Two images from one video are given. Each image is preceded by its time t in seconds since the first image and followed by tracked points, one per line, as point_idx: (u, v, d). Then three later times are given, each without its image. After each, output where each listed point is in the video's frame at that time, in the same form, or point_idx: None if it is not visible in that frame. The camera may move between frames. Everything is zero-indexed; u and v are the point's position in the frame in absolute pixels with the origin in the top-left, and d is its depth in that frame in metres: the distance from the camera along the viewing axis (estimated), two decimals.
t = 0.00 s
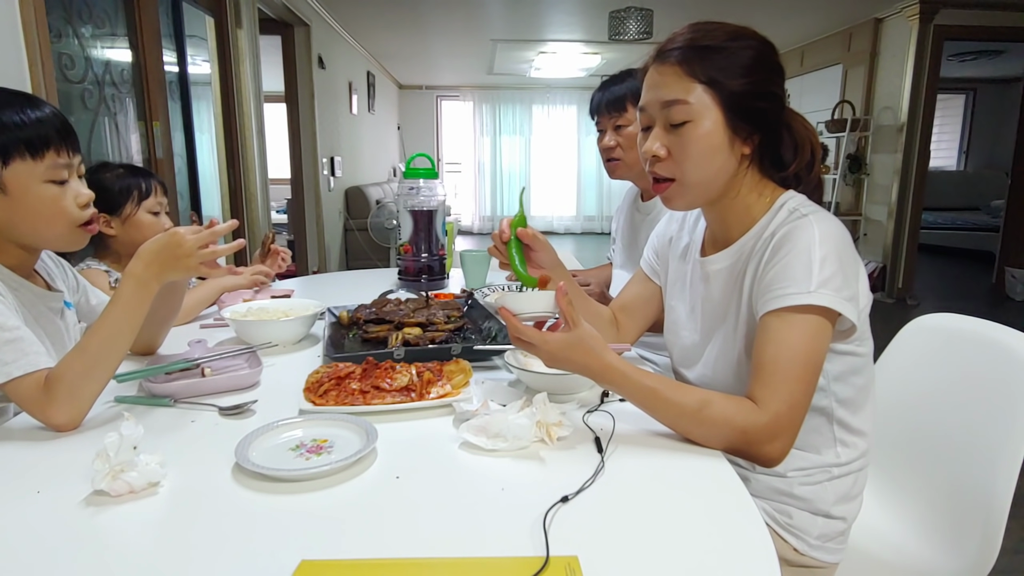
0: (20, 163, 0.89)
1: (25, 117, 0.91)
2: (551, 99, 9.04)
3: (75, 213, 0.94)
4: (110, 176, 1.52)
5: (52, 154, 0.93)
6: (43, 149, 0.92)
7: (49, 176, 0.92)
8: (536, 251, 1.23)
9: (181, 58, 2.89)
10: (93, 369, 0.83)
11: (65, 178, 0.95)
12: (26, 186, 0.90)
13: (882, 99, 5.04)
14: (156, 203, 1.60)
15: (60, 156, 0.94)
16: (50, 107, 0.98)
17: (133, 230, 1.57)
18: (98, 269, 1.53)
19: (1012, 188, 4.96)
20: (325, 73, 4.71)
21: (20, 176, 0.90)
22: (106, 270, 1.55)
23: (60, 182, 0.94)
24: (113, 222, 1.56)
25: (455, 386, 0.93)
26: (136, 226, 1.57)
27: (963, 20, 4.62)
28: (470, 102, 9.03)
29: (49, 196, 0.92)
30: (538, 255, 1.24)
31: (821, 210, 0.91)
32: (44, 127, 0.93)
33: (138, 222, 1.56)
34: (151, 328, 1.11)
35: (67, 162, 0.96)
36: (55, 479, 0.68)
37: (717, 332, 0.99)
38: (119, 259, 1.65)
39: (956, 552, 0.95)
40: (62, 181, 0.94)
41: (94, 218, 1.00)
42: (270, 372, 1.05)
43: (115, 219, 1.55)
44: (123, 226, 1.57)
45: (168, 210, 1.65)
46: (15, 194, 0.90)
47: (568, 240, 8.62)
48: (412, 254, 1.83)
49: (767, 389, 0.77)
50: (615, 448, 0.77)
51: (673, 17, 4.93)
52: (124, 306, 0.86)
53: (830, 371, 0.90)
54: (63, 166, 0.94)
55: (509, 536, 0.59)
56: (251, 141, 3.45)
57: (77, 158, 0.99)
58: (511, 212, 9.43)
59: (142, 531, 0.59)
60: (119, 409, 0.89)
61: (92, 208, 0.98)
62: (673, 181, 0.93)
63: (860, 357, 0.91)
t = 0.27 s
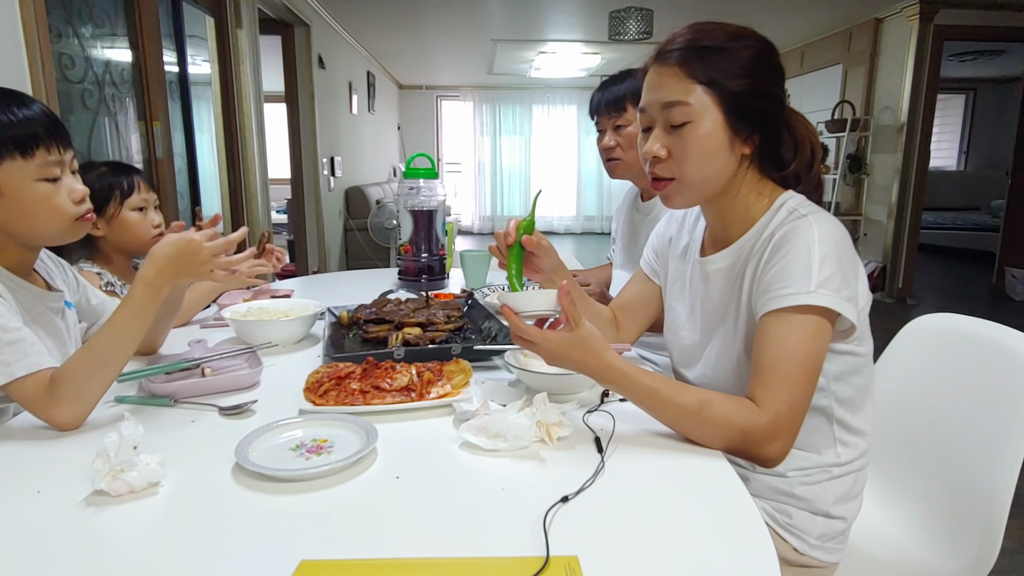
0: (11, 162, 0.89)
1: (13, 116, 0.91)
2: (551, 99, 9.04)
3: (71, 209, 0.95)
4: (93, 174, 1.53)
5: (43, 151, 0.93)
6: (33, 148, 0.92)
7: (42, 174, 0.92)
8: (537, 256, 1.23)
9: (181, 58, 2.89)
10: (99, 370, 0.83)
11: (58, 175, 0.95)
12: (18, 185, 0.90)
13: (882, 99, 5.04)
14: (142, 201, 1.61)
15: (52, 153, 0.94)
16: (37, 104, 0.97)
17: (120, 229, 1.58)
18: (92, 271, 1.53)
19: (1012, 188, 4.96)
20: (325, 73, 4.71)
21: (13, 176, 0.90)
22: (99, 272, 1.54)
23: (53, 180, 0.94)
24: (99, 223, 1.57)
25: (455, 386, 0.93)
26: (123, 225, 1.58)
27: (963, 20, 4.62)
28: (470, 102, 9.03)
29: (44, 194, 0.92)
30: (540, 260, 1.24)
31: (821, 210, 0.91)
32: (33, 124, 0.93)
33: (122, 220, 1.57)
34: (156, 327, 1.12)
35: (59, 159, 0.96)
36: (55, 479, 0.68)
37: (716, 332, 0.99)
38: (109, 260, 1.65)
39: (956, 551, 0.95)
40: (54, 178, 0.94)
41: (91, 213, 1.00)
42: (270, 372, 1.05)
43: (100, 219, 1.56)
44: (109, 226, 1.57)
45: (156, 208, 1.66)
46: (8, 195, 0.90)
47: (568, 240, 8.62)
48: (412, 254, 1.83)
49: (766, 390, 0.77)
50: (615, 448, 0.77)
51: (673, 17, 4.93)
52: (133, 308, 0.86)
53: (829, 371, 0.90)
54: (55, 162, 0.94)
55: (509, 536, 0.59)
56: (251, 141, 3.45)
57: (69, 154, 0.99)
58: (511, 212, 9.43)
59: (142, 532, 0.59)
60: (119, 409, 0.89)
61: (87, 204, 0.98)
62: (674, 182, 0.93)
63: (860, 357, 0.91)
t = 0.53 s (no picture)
0: None
1: None
2: (551, 99, 9.04)
3: (48, 197, 0.95)
4: (83, 177, 1.55)
5: (14, 139, 0.92)
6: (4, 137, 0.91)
7: (15, 163, 0.92)
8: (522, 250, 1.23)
9: (181, 58, 2.89)
10: (152, 339, 0.88)
11: (31, 163, 0.94)
12: None
13: (882, 99, 5.04)
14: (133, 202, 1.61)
15: (21, 140, 0.94)
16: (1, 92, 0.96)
17: (111, 232, 1.59)
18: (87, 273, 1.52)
19: (1012, 188, 4.96)
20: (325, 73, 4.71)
21: None
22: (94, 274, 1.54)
23: (27, 168, 0.93)
24: (90, 226, 1.58)
25: (455, 386, 0.93)
26: (114, 227, 1.59)
27: (963, 20, 4.62)
28: (470, 102, 9.03)
29: (21, 184, 0.92)
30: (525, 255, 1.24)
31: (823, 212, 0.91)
32: None
33: (112, 223, 1.58)
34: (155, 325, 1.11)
35: (29, 146, 0.95)
36: (54, 479, 0.68)
37: (716, 332, 0.99)
38: (104, 263, 1.65)
39: (956, 551, 0.95)
40: (29, 166, 0.94)
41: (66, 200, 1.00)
42: (269, 372, 1.05)
43: (90, 222, 1.57)
44: (101, 229, 1.59)
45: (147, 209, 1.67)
46: None
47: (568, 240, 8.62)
48: (411, 254, 1.83)
49: (767, 391, 0.77)
50: (615, 448, 0.77)
51: (673, 17, 4.93)
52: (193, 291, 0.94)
53: (829, 372, 0.90)
54: (26, 150, 0.94)
55: (509, 536, 0.59)
56: (251, 141, 3.45)
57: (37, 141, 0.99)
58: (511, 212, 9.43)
59: (143, 532, 0.59)
60: (119, 409, 0.89)
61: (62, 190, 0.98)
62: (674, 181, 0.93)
63: (859, 358, 0.91)
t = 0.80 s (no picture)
0: None
1: None
2: (551, 99, 9.04)
3: (34, 190, 0.95)
4: (87, 179, 1.55)
5: None
6: None
7: None
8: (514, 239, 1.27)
9: (181, 58, 2.89)
10: (169, 305, 0.95)
11: (13, 155, 0.93)
12: None
13: (881, 99, 5.04)
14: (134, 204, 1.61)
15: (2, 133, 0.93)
16: None
17: (115, 235, 1.59)
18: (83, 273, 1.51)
19: (1012, 188, 4.96)
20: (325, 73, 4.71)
21: None
22: (90, 273, 1.53)
23: (10, 160, 0.93)
24: (93, 228, 1.58)
25: (455, 386, 0.93)
26: (117, 230, 1.59)
27: (963, 20, 4.62)
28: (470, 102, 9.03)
29: (5, 176, 0.91)
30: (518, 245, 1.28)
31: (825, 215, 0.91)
32: None
33: (115, 225, 1.58)
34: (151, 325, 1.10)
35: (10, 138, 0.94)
36: (54, 479, 0.68)
37: (716, 333, 0.99)
38: (105, 264, 1.65)
39: (956, 550, 0.95)
40: (11, 159, 0.93)
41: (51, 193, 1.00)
42: (269, 372, 1.05)
43: (94, 224, 1.57)
44: (104, 231, 1.59)
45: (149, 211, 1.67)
46: None
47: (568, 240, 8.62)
48: (411, 254, 1.83)
49: (767, 394, 0.77)
50: (615, 448, 0.77)
51: (673, 17, 4.92)
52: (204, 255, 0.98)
53: (829, 374, 0.90)
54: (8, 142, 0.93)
55: (510, 537, 0.59)
56: (251, 142, 3.45)
57: (19, 134, 0.98)
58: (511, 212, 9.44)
59: (143, 532, 0.59)
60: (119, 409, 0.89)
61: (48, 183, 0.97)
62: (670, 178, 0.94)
63: (859, 359, 0.91)
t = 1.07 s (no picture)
0: None
1: None
2: (551, 99, 9.04)
3: (35, 190, 0.93)
4: (92, 181, 1.55)
5: None
6: None
7: None
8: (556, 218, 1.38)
9: (181, 58, 2.89)
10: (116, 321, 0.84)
11: (16, 155, 0.93)
12: None
13: (881, 98, 5.04)
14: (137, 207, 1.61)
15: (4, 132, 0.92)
16: None
17: (119, 238, 1.60)
18: (85, 273, 1.51)
19: (1012, 188, 4.96)
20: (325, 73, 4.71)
21: None
22: (92, 273, 1.53)
23: (11, 160, 0.92)
24: (96, 230, 1.58)
25: (455, 386, 0.93)
26: (120, 232, 1.59)
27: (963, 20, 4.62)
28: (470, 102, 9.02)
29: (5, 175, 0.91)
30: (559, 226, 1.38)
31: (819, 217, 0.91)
32: None
33: (118, 228, 1.58)
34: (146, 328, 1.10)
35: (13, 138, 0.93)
36: (54, 479, 0.68)
37: (712, 336, 1.00)
38: (106, 265, 1.65)
39: (955, 550, 0.95)
40: (14, 159, 0.92)
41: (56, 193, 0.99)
42: (269, 372, 1.05)
43: (98, 226, 1.57)
44: (107, 234, 1.59)
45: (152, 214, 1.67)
46: None
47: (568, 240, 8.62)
48: (411, 254, 1.82)
49: (766, 398, 0.77)
50: (615, 448, 0.77)
51: (673, 17, 4.92)
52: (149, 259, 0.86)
53: (826, 375, 0.90)
54: (10, 142, 0.92)
55: (509, 536, 0.59)
56: (251, 142, 3.45)
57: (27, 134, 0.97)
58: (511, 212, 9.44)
59: (143, 532, 0.59)
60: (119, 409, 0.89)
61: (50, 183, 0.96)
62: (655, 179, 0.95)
63: (856, 359, 0.91)
